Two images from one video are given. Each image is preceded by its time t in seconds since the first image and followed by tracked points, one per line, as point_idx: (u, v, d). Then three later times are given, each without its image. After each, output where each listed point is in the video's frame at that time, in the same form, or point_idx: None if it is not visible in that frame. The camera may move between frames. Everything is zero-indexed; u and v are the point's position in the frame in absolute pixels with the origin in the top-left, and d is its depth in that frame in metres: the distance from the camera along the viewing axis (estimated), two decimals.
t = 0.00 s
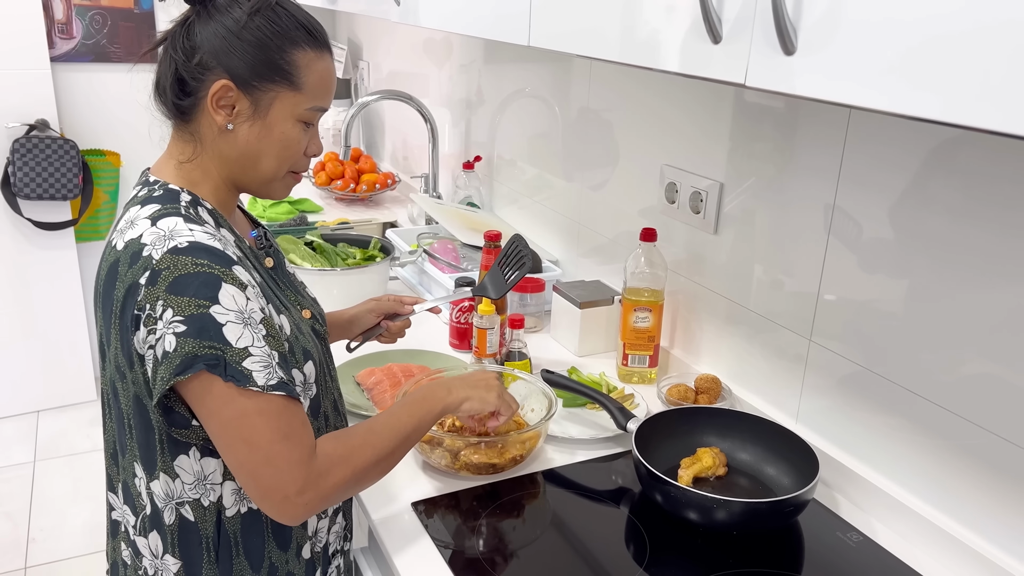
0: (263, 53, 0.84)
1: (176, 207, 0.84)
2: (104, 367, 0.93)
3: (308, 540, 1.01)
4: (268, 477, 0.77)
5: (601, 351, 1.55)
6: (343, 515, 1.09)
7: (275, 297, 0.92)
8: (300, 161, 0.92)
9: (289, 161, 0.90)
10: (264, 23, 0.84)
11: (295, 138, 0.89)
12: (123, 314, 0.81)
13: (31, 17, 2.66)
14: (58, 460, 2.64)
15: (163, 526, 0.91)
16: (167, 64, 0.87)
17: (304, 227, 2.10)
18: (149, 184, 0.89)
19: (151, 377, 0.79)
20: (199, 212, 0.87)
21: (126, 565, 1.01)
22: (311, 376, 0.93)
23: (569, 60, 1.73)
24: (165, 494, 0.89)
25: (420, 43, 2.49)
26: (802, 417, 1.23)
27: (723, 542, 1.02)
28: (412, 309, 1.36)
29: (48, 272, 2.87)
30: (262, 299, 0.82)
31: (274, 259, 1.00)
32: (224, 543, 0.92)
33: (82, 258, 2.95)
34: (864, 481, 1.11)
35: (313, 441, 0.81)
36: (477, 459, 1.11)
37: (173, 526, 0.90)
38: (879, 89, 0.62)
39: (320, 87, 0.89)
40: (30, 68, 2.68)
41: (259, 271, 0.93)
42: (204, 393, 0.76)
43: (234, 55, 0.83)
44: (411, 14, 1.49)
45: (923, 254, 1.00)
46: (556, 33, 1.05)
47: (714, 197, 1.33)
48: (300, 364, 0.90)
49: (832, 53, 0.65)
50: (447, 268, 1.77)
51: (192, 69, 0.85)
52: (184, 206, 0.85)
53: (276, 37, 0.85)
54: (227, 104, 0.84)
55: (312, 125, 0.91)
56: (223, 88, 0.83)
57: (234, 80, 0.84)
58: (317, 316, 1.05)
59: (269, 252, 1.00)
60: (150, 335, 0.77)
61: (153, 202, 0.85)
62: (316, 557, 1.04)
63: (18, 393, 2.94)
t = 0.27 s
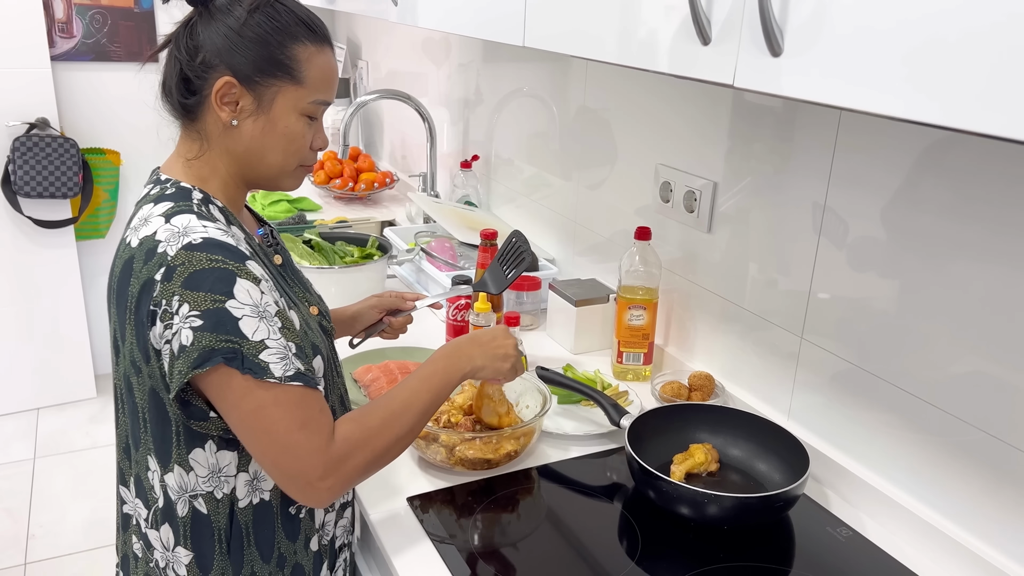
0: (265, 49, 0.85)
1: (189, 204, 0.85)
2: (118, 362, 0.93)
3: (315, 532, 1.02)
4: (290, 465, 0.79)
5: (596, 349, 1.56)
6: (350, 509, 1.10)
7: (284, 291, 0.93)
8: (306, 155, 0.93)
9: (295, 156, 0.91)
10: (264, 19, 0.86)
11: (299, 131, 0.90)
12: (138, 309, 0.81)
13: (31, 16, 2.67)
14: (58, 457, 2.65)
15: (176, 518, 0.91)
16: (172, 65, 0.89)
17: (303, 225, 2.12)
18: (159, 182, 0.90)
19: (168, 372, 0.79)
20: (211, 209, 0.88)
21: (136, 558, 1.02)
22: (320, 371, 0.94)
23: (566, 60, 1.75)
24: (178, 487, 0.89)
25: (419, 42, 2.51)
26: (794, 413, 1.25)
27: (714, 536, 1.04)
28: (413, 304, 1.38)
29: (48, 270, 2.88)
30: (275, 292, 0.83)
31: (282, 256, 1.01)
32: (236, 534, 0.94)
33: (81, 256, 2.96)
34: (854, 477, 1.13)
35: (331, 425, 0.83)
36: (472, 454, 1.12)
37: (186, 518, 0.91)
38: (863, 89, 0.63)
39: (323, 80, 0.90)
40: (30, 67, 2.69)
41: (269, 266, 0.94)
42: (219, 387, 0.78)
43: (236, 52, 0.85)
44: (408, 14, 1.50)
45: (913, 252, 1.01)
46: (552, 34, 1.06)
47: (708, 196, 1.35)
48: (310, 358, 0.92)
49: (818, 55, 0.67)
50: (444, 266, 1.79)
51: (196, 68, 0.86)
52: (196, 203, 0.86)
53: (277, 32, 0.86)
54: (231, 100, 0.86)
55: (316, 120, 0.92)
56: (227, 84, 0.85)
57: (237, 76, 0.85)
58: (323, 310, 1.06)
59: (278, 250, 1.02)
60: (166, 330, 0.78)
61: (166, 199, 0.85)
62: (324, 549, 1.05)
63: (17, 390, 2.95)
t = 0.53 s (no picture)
0: (294, 43, 0.86)
1: (231, 199, 0.86)
2: (154, 350, 0.92)
3: (341, 525, 1.03)
4: (352, 441, 0.80)
5: (595, 346, 1.57)
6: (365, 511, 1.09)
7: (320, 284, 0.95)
8: (337, 148, 0.94)
9: (327, 149, 0.92)
10: (293, 14, 0.87)
11: (331, 124, 0.90)
12: (186, 303, 0.82)
13: (33, 16, 2.68)
14: (59, 455, 2.66)
15: (211, 505, 0.93)
16: (205, 63, 0.91)
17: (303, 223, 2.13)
18: (196, 176, 0.92)
19: (217, 363, 0.80)
20: (251, 203, 0.89)
21: (159, 547, 1.01)
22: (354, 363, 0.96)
23: (566, 59, 1.76)
24: (218, 474, 0.91)
25: (419, 42, 2.52)
26: (791, 409, 1.26)
27: (711, 529, 1.05)
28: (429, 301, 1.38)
29: (50, 268, 2.89)
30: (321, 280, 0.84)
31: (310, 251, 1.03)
32: (271, 521, 0.96)
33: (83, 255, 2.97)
34: (851, 472, 1.14)
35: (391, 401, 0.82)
36: (471, 448, 1.13)
37: (223, 504, 0.93)
38: (854, 85, 0.64)
39: (352, 73, 0.90)
40: (32, 66, 2.70)
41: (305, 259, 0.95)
42: (276, 375, 0.79)
43: (266, 47, 0.86)
44: (409, 13, 1.51)
45: (908, 248, 1.02)
46: (551, 33, 1.07)
47: (705, 194, 1.36)
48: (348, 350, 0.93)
49: (812, 51, 0.68)
50: (444, 264, 1.80)
51: (228, 65, 0.88)
52: (238, 199, 0.87)
53: (305, 26, 0.87)
54: (263, 95, 0.87)
55: (347, 113, 0.93)
56: (258, 79, 0.86)
57: (268, 71, 0.86)
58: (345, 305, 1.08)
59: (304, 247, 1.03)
60: (218, 321, 0.79)
61: (208, 195, 0.86)
62: (344, 544, 1.05)
63: (19, 388, 2.96)
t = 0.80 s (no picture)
0: (337, 43, 0.88)
1: (282, 201, 0.87)
2: (193, 344, 0.92)
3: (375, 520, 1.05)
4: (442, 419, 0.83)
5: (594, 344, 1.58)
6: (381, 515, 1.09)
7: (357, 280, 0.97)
8: (378, 148, 0.95)
9: (369, 148, 0.94)
10: (335, 16, 0.89)
11: (373, 123, 0.92)
12: (246, 303, 0.82)
13: (35, 17, 2.69)
14: (61, 454, 2.67)
15: (245, 496, 0.94)
16: (249, 67, 0.93)
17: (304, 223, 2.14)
18: (242, 176, 0.93)
19: (280, 360, 0.81)
20: (297, 204, 0.90)
21: (180, 542, 1.01)
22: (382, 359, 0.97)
23: (566, 59, 1.76)
24: (257, 464, 0.93)
25: (420, 42, 2.52)
26: (788, 407, 1.26)
27: (710, 525, 1.05)
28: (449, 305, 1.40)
29: (52, 268, 2.90)
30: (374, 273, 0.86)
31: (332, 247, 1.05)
32: (306, 512, 0.97)
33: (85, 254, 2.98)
34: (848, 469, 1.14)
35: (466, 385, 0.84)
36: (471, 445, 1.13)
37: (258, 494, 0.94)
38: (848, 85, 0.65)
39: (393, 73, 0.92)
40: (35, 67, 2.71)
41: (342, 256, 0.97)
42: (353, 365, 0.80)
43: (310, 48, 0.88)
44: (410, 13, 1.52)
45: (904, 246, 1.03)
46: (551, 33, 1.08)
47: (704, 193, 1.36)
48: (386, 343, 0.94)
49: (807, 51, 0.68)
50: (445, 263, 1.81)
51: (273, 66, 0.90)
52: (289, 201, 0.88)
53: (348, 27, 0.89)
54: (306, 95, 0.89)
55: (387, 113, 0.95)
56: (302, 79, 0.88)
57: (312, 71, 0.88)
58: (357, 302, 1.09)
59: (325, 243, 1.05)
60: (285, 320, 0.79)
61: (260, 196, 0.87)
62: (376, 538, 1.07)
63: (21, 388, 2.97)
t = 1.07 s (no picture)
0: (365, 55, 0.88)
1: (309, 209, 0.87)
2: (215, 347, 0.93)
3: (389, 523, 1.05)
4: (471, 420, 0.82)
5: (594, 346, 1.58)
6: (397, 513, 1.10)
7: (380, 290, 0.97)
8: (400, 159, 0.96)
9: (392, 159, 0.95)
10: (362, 28, 0.89)
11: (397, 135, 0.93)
12: (275, 307, 0.82)
13: (36, 21, 2.69)
14: (63, 456, 2.68)
15: (263, 499, 0.94)
16: (275, 75, 0.93)
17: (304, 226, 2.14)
18: (266, 184, 0.93)
19: (309, 363, 0.81)
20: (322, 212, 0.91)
21: (193, 544, 1.01)
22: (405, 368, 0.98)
23: (565, 63, 1.77)
24: (276, 467, 0.93)
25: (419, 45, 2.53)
26: (787, 408, 1.27)
27: (708, 527, 1.06)
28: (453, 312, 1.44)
29: (53, 271, 2.91)
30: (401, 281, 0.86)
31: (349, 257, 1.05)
32: (321, 516, 0.97)
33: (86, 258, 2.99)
34: (847, 472, 1.14)
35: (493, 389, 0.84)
36: (470, 448, 1.14)
37: (275, 497, 0.94)
38: (842, 89, 0.66)
39: (417, 86, 0.93)
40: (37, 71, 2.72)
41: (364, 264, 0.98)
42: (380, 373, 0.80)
43: (337, 60, 0.89)
44: (410, 17, 1.52)
45: (901, 249, 1.03)
46: (549, 37, 1.08)
47: (702, 195, 1.37)
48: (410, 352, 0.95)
49: (801, 56, 0.69)
50: (445, 266, 1.82)
51: (299, 76, 0.90)
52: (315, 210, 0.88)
53: (375, 39, 0.89)
54: (332, 105, 0.90)
55: (410, 124, 0.95)
56: (329, 90, 0.88)
57: (339, 82, 0.89)
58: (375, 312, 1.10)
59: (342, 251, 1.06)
60: (315, 324, 0.79)
61: (286, 204, 0.88)
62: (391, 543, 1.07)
63: (22, 391, 2.97)
